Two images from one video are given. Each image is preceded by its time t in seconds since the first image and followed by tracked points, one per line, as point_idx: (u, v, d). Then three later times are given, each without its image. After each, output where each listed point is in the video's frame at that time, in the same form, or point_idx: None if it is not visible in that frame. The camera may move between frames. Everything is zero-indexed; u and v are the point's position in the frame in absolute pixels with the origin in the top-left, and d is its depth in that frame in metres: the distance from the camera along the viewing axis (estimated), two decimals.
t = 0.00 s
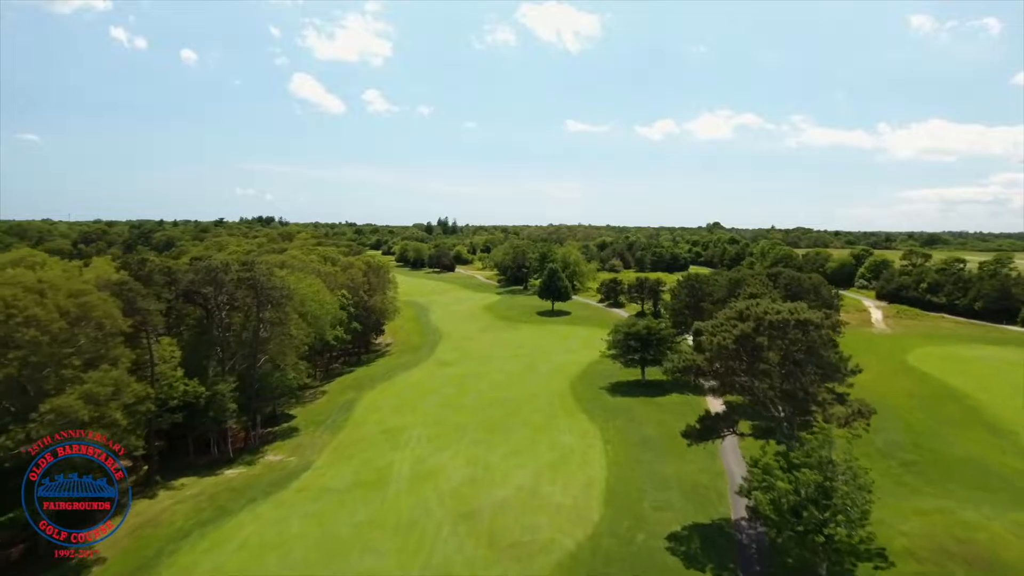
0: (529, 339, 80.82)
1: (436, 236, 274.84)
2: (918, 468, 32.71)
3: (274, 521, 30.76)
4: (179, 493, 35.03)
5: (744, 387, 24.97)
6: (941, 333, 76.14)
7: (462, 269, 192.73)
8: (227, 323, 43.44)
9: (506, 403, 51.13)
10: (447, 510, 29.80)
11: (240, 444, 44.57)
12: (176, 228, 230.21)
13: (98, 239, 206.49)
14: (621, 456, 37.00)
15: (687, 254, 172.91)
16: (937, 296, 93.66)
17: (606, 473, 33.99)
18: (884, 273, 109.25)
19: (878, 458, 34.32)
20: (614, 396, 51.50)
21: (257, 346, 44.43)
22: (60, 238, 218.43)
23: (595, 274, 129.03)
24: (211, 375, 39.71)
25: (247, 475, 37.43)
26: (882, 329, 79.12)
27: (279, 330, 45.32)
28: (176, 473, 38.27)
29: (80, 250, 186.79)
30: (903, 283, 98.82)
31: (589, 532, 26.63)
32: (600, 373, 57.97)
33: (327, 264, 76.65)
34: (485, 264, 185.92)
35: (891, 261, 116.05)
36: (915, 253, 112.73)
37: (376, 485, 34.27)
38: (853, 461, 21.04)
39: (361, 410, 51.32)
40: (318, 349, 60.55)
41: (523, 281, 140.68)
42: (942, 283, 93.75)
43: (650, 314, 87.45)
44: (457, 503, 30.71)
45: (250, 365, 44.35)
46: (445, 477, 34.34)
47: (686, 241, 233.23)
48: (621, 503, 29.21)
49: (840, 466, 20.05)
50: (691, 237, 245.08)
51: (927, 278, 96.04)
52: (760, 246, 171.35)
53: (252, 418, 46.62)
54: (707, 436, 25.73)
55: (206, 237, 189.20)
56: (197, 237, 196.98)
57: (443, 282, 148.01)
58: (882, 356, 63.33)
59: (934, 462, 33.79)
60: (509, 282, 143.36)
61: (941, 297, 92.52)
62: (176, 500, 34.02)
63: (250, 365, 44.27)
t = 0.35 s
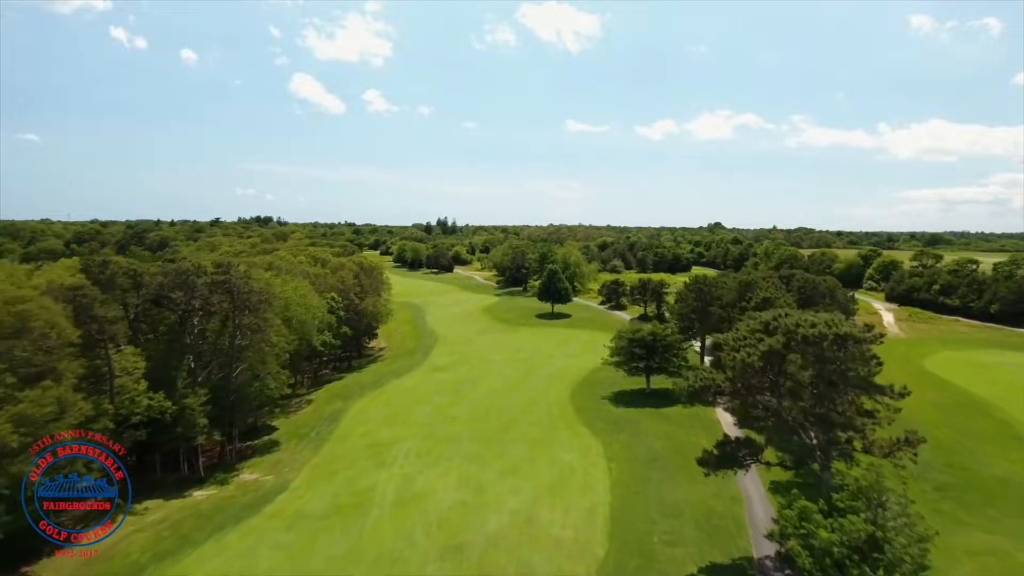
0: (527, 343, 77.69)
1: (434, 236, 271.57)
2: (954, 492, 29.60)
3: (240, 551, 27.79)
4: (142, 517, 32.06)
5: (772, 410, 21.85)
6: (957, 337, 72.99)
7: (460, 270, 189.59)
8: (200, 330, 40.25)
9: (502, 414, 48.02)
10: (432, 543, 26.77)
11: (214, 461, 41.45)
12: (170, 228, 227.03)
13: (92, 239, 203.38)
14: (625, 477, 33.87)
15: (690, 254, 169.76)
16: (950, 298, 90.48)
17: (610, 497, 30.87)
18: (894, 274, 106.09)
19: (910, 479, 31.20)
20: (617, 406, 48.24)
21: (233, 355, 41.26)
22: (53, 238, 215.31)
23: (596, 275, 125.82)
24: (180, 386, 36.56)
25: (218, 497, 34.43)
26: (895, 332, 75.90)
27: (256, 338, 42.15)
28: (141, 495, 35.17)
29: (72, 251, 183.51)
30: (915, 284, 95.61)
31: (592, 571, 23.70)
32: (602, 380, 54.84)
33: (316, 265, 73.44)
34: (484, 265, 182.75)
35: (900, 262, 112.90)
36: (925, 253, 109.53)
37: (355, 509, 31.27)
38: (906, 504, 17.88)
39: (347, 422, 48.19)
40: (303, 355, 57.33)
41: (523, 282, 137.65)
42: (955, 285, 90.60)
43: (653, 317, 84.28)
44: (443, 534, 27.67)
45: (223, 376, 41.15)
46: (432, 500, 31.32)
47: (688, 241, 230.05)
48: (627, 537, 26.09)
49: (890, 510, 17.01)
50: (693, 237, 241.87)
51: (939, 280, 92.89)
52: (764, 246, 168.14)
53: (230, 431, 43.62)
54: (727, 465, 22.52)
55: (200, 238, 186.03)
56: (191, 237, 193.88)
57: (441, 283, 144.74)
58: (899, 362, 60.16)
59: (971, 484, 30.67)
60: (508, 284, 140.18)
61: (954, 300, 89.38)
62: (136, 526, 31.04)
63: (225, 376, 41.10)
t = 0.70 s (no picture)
0: (526, 347, 74.88)
1: (433, 237, 268.92)
2: (996, 521, 26.67)
3: None
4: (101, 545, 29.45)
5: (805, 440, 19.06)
6: (974, 342, 69.94)
7: (459, 270, 187.11)
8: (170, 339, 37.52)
9: (498, 426, 45.09)
10: None
11: (187, 479, 38.77)
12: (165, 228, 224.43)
13: (85, 240, 200.70)
14: (630, 502, 30.98)
15: (692, 255, 166.90)
16: (963, 301, 87.54)
17: (614, 527, 28.00)
18: (904, 276, 103.09)
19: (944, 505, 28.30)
20: (621, 417, 45.25)
21: (206, 364, 38.49)
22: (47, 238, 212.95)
23: (597, 276, 122.99)
24: (146, 399, 33.90)
25: (184, 522, 31.65)
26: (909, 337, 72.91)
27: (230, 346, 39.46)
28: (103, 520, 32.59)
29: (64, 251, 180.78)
30: (926, 286, 92.68)
31: None
32: (604, 389, 51.85)
33: (306, 267, 70.48)
34: (483, 265, 179.96)
35: (909, 263, 109.89)
36: (936, 254, 106.58)
37: (332, 536, 28.61)
38: (974, 561, 14.86)
39: (333, 434, 45.38)
40: (289, 363, 54.47)
41: (522, 283, 134.86)
42: (969, 287, 87.64)
43: (656, 320, 81.40)
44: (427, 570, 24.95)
45: (198, 388, 38.42)
46: (416, 529, 28.63)
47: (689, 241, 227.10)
48: None
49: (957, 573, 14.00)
50: (695, 237, 238.97)
51: (952, 282, 89.91)
52: (768, 246, 165.24)
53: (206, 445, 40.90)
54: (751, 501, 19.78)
55: (195, 238, 183.39)
56: (186, 237, 191.35)
57: (439, 284, 141.91)
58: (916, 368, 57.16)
59: (1013, 511, 27.74)
60: (507, 285, 137.38)
61: (967, 303, 86.43)
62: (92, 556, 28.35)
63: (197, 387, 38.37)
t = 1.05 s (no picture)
0: (524, 352, 71.82)
1: (432, 237, 265.62)
2: None
3: None
4: None
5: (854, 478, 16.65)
6: (994, 347, 66.76)
7: (458, 271, 183.85)
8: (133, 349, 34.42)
9: (493, 442, 42.00)
10: None
11: (153, 501, 35.82)
12: (160, 228, 221.09)
13: (76, 240, 197.32)
14: (635, 534, 27.95)
15: (695, 255, 163.70)
16: (978, 304, 84.41)
17: (620, 563, 24.97)
18: (915, 277, 99.89)
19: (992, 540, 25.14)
20: (625, 431, 42.05)
21: (173, 376, 35.38)
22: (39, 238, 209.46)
23: (598, 277, 119.79)
24: (105, 414, 31.14)
25: (142, 553, 28.61)
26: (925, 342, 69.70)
27: (201, 356, 36.32)
28: (53, 550, 29.63)
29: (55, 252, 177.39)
30: (939, 287, 89.54)
31: None
32: (607, 399, 48.66)
33: (293, 268, 67.35)
34: (482, 265, 176.67)
35: (920, 263, 106.72)
36: (948, 254, 103.38)
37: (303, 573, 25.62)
38: None
39: (315, 449, 42.35)
40: (272, 371, 51.45)
41: (521, 284, 131.69)
42: (984, 289, 84.54)
43: (660, 323, 78.27)
44: None
45: (165, 401, 35.49)
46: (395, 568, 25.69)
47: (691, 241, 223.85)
48: None
49: None
50: (697, 237, 235.72)
51: (967, 283, 86.80)
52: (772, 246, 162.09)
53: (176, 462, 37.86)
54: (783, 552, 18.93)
55: (188, 238, 180.00)
56: (180, 237, 188.09)
57: (436, 285, 138.72)
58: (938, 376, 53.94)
59: None
60: (506, 286, 134.17)
61: (983, 305, 83.36)
62: None
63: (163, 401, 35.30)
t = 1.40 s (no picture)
0: (526, 357, 68.89)
1: (435, 237, 262.65)
2: None
3: None
4: None
5: (928, 536, 17.46)
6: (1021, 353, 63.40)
7: (460, 271, 180.75)
8: (95, 360, 31.62)
9: (490, 455, 38.87)
10: None
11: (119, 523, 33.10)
12: (159, 228, 218.60)
13: (73, 240, 194.70)
14: (644, 568, 25.06)
15: (702, 255, 160.28)
16: (1000, 306, 80.98)
17: None
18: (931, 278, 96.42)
19: None
20: (634, 446, 38.88)
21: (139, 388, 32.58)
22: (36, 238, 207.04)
23: (603, 278, 116.64)
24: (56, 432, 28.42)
25: None
26: (947, 347, 66.42)
27: (170, 365, 33.50)
28: None
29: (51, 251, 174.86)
30: (958, 290, 86.25)
31: None
32: (613, 411, 45.53)
33: (283, 270, 64.46)
34: (485, 266, 173.55)
35: (936, 264, 103.26)
36: (965, 255, 99.88)
37: None
38: None
39: (300, 464, 39.53)
40: (258, 379, 48.68)
41: (524, 285, 128.63)
42: (1006, 291, 81.14)
43: (668, 327, 75.17)
44: None
45: (130, 416, 32.79)
46: None
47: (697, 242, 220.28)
48: None
49: None
50: (703, 237, 232.17)
51: (987, 285, 83.40)
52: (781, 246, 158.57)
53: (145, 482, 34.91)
54: None
55: (186, 237, 177.28)
56: (178, 237, 185.60)
57: (437, 286, 135.67)
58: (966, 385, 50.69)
59: None
60: (509, 287, 131.14)
61: (1005, 308, 79.93)
62: None
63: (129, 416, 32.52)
